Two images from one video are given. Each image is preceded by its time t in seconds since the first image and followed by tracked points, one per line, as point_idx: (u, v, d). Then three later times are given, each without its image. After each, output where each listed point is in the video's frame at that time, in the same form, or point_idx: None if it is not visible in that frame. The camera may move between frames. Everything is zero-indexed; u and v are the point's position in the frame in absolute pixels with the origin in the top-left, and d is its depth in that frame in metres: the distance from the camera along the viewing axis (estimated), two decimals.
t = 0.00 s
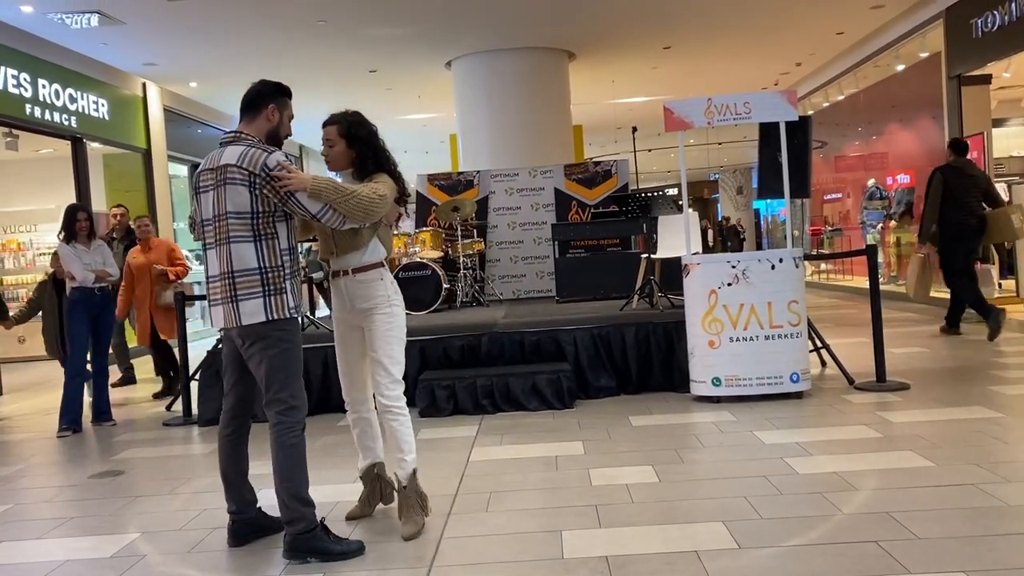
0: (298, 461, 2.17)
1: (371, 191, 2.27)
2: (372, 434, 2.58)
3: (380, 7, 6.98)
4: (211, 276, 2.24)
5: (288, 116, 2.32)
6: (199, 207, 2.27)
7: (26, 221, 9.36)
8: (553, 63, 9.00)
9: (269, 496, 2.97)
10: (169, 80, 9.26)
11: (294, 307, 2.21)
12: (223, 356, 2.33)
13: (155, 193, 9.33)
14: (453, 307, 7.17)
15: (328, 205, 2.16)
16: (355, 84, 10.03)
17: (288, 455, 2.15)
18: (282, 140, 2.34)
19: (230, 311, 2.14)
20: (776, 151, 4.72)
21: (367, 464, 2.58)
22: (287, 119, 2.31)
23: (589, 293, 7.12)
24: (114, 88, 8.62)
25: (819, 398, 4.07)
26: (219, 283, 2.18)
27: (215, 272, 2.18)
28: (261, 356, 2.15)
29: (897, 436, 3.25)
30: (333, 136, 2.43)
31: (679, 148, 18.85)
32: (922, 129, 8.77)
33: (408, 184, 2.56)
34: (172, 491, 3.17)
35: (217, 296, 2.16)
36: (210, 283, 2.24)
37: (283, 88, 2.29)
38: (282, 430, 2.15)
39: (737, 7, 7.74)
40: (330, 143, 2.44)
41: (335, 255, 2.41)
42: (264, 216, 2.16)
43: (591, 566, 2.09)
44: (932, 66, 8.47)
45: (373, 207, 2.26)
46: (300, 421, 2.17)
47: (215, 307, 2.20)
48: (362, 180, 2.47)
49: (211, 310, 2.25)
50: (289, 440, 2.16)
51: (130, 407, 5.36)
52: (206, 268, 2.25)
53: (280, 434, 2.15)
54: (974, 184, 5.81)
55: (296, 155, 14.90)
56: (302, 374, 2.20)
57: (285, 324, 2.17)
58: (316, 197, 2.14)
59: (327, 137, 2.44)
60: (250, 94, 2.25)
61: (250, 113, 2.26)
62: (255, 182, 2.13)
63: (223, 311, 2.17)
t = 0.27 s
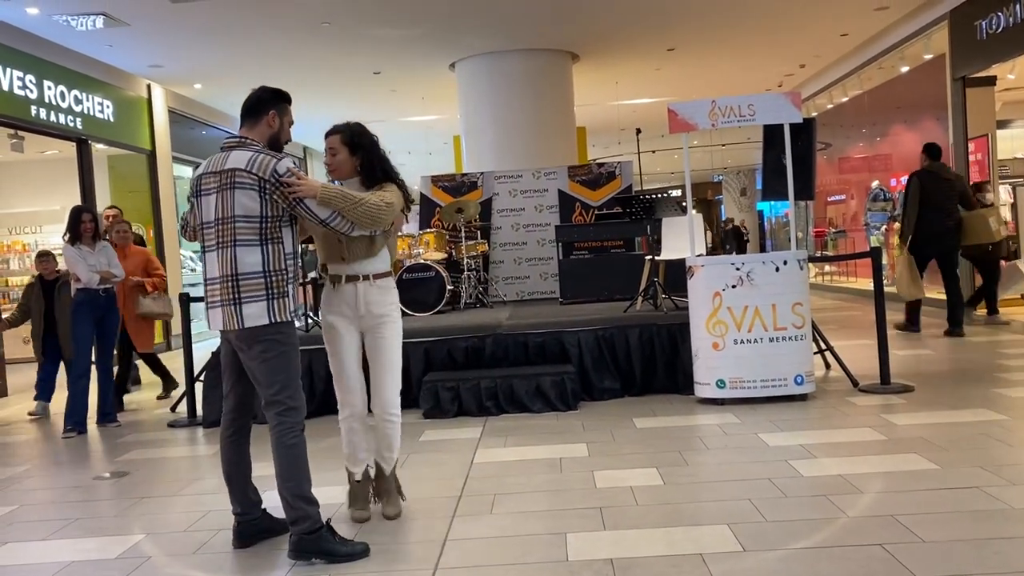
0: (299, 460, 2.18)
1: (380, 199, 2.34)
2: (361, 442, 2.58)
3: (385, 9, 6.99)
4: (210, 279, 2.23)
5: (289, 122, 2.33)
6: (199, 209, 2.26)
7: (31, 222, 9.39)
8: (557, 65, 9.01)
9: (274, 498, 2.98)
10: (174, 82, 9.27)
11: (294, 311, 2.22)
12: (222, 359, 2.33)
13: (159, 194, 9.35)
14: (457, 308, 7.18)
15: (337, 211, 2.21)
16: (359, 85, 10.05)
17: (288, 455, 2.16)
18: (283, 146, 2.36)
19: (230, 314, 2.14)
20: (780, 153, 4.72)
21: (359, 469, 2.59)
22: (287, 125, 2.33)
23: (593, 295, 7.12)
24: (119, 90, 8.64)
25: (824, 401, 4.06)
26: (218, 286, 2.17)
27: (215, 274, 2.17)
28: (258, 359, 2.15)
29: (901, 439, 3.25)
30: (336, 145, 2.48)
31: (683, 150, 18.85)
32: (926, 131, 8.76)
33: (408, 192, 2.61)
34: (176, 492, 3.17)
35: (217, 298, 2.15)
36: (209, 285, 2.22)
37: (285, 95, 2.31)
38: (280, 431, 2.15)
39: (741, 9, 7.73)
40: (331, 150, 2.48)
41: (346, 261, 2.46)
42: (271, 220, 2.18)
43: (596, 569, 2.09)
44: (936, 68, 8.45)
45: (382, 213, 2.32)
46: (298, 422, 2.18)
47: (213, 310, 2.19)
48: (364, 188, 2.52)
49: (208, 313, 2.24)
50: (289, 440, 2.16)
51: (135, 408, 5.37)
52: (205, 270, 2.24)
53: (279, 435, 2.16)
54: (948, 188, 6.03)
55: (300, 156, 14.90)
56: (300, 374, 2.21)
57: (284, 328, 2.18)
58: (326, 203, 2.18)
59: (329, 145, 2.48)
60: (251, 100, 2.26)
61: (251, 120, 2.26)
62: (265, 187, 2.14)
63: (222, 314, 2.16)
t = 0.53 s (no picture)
0: (301, 459, 2.18)
1: (385, 194, 2.37)
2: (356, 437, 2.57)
3: (390, 10, 6.99)
4: (212, 279, 2.21)
5: (290, 126, 2.34)
6: (202, 210, 2.25)
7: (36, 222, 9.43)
8: (561, 66, 9.01)
9: (278, 498, 2.97)
10: (179, 83, 9.29)
11: (295, 311, 2.22)
12: (223, 360, 2.33)
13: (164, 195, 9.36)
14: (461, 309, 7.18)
15: (346, 207, 2.24)
16: (364, 86, 10.06)
17: (290, 454, 2.16)
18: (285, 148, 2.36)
19: (233, 314, 2.13)
20: (785, 154, 4.71)
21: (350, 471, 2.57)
22: (289, 129, 2.33)
23: (597, 296, 7.11)
24: (124, 90, 8.65)
25: (828, 402, 4.05)
26: (221, 286, 2.16)
27: (218, 275, 2.16)
28: (259, 359, 2.14)
29: (907, 441, 3.24)
30: (333, 145, 2.49)
31: (687, 151, 18.84)
32: (931, 132, 8.74)
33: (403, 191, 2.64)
34: (180, 493, 3.17)
35: (220, 298, 2.14)
36: (211, 286, 2.21)
37: (286, 99, 2.31)
38: (281, 431, 2.15)
39: (746, 10, 7.72)
40: (330, 151, 2.49)
41: (349, 260, 2.47)
42: (279, 219, 2.19)
43: (600, 570, 2.09)
44: (941, 69, 8.43)
45: (389, 206, 2.36)
46: (299, 422, 2.18)
47: (215, 310, 2.18)
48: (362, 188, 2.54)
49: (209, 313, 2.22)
50: (290, 440, 2.16)
51: (140, 408, 5.38)
52: (206, 271, 2.23)
53: (280, 435, 2.16)
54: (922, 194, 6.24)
55: (305, 157, 14.92)
56: (299, 375, 2.21)
57: (286, 328, 2.18)
58: (336, 199, 2.21)
59: (326, 146, 2.49)
60: (254, 103, 2.26)
61: (253, 122, 2.27)
62: (274, 187, 2.15)
63: (224, 314, 2.15)
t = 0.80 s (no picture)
0: (307, 459, 2.18)
1: (385, 202, 2.37)
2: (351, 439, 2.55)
3: (395, 11, 7.00)
4: (217, 281, 2.22)
5: (293, 130, 2.35)
6: (206, 212, 2.25)
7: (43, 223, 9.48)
8: (566, 67, 9.01)
9: (284, 498, 2.98)
10: (185, 83, 9.31)
11: (299, 312, 2.23)
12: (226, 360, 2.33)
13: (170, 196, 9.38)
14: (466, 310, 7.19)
15: (349, 212, 2.23)
16: (370, 87, 10.08)
17: (294, 454, 2.16)
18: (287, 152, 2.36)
19: (238, 315, 2.14)
20: (791, 156, 4.70)
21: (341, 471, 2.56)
22: (292, 132, 2.34)
23: (602, 297, 7.11)
24: (131, 91, 8.68)
25: (834, 404, 4.04)
26: (226, 287, 2.17)
27: (224, 276, 2.17)
28: (263, 360, 2.15)
29: (913, 443, 3.23)
30: (333, 150, 2.50)
31: (693, 153, 18.84)
32: (938, 134, 8.71)
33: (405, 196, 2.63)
34: (186, 492, 3.18)
35: (226, 299, 2.14)
36: (216, 287, 2.21)
37: (289, 102, 2.32)
38: (287, 431, 2.16)
39: (752, 11, 7.71)
40: (329, 157, 2.50)
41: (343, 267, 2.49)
42: (282, 222, 2.19)
43: (606, 571, 2.09)
44: (948, 71, 8.41)
45: (389, 216, 2.36)
46: (304, 422, 2.19)
47: (220, 311, 2.18)
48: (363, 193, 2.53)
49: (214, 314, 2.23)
50: (294, 440, 2.16)
51: (147, 408, 5.40)
52: (210, 271, 2.23)
53: (286, 435, 2.16)
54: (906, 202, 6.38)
55: (311, 158, 14.95)
56: (304, 374, 2.21)
57: (290, 329, 2.19)
58: (338, 205, 2.21)
59: (326, 151, 2.50)
60: (258, 106, 2.27)
61: (257, 125, 2.27)
62: (278, 189, 2.15)
63: (230, 314, 2.16)
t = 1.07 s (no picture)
0: (311, 460, 2.19)
1: (385, 206, 2.38)
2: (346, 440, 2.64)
3: (400, 12, 7.00)
4: (218, 284, 2.22)
5: (295, 133, 2.36)
6: (207, 215, 2.25)
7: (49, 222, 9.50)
8: (571, 68, 9.01)
9: (289, 499, 2.98)
10: (190, 84, 9.33)
11: (301, 315, 2.24)
12: (228, 363, 2.34)
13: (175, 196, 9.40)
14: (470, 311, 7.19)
15: (349, 215, 2.24)
16: (375, 88, 10.09)
17: (297, 455, 2.16)
18: (288, 155, 2.37)
19: (241, 317, 2.14)
20: (796, 158, 4.70)
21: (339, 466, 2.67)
22: (294, 135, 2.35)
23: (607, 299, 7.11)
24: (137, 91, 8.70)
25: (839, 407, 4.04)
26: (228, 290, 2.17)
27: (225, 279, 2.17)
28: (266, 361, 2.16)
29: (917, 446, 3.23)
30: (334, 155, 2.52)
31: (698, 154, 18.83)
32: (943, 136, 8.69)
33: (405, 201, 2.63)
34: (190, 492, 3.18)
35: (228, 301, 2.14)
36: (219, 290, 2.21)
37: (293, 105, 2.32)
38: (291, 432, 2.17)
39: (757, 13, 7.70)
40: (330, 162, 2.52)
41: (336, 271, 2.52)
42: (283, 225, 2.19)
43: (610, 572, 2.09)
44: (954, 73, 8.39)
45: (387, 221, 2.38)
46: (309, 422, 2.19)
47: (221, 314, 2.18)
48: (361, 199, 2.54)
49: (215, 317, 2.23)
50: (298, 441, 2.17)
51: (151, 408, 5.41)
52: (211, 274, 2.23)
53: (290, 435, 2.17)
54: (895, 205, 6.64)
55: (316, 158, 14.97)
56: (307, 375, 2.23)
57: (292, 333, 2.20)
58: (339, 207, 2.22)
59: (328, 156, 2.53)
60: (260, 108, 2.26)
61: (260, 127, 2.27)
62: (279, 192, 2.16)
63: (232, 317, 2.15)
